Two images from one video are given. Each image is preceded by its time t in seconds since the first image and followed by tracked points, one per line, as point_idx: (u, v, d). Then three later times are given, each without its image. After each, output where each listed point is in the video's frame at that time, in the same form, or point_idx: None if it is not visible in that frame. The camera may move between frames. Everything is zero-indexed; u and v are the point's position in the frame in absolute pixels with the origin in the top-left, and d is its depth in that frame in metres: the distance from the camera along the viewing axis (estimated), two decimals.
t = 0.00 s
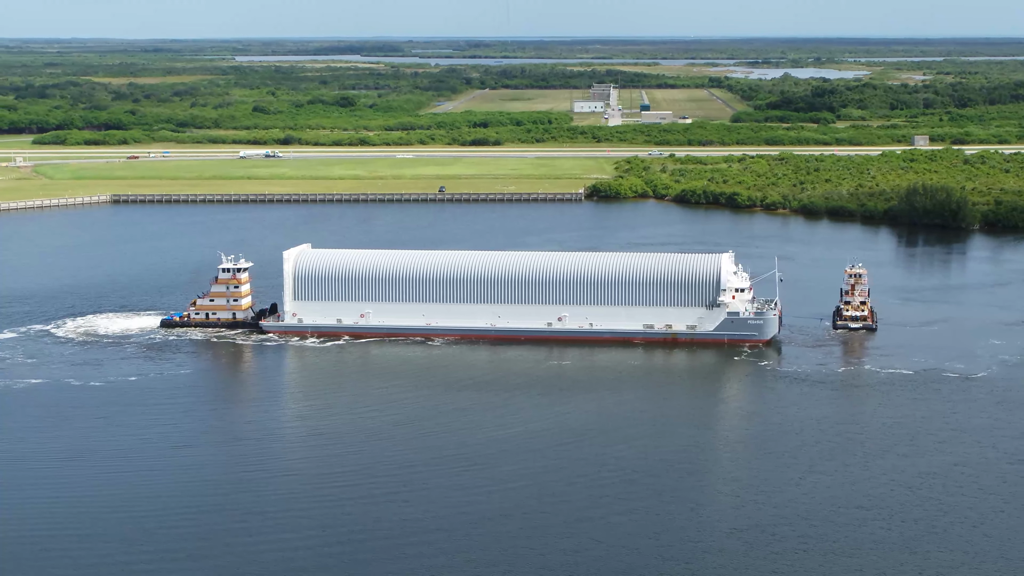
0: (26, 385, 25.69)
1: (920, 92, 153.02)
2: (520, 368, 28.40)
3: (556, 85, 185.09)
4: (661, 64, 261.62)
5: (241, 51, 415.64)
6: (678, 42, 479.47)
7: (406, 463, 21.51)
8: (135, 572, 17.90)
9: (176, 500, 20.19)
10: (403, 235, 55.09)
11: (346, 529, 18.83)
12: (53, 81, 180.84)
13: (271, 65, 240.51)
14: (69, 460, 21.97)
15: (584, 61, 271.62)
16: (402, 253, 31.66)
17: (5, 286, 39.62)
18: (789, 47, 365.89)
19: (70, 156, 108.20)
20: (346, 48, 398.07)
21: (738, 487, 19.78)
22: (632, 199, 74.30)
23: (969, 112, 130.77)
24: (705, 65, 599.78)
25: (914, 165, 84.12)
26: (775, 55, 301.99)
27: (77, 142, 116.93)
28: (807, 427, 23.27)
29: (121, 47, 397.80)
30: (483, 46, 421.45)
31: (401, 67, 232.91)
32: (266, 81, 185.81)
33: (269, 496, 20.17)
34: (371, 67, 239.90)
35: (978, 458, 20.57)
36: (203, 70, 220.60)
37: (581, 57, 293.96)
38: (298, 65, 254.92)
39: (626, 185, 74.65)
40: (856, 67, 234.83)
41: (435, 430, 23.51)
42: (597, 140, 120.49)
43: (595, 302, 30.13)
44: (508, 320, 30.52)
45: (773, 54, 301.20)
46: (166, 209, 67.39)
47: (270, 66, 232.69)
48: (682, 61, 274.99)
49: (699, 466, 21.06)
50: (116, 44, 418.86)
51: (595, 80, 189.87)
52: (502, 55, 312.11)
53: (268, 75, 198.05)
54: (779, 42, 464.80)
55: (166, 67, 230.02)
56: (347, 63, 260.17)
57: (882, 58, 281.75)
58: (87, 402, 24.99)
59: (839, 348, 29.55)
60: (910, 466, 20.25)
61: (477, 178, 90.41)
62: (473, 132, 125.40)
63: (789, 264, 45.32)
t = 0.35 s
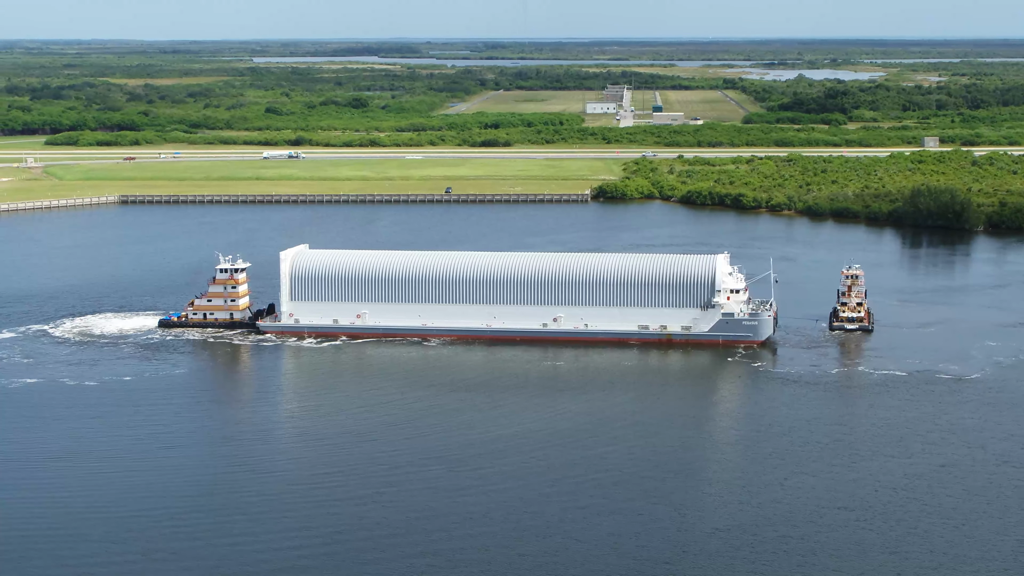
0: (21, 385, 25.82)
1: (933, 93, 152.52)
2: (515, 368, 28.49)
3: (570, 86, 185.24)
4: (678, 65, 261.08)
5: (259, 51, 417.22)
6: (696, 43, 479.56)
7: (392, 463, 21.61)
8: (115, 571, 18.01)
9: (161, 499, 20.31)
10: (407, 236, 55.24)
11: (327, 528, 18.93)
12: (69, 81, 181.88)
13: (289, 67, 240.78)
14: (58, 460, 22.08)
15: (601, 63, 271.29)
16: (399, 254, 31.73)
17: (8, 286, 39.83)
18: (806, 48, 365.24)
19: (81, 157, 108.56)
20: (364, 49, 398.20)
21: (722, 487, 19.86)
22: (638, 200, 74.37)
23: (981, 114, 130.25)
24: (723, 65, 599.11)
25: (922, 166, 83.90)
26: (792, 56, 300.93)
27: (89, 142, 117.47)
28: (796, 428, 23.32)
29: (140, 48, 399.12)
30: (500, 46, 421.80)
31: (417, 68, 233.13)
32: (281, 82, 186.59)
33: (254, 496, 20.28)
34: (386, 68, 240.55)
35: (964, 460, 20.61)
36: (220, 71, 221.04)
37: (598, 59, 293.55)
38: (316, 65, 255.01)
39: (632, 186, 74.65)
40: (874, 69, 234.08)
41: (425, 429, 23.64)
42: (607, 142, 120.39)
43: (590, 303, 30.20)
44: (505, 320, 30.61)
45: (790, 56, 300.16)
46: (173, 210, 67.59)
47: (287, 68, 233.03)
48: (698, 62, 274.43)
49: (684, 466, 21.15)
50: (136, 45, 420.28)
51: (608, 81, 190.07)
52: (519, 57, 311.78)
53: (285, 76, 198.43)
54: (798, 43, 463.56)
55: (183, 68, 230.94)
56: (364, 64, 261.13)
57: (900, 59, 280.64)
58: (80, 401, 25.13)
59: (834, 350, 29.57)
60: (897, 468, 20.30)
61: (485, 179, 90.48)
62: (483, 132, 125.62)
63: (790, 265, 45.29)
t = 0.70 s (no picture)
0: (17, 385, 25.97)
1: (947, 95, 151.93)
2: (511, 369, 28.55)
3: (585, 88, 184.96)
4: (694, 68, 260.51)
5: (279, 53, 417.97)
6: (714, 45, 478.51)
7: (381, 464, 21.70)
8: (98, 571, 18.12)
9: (148, 500, 20.42)
10: (411, 237, 55.29)
11: (311, 529, 19.03)
12: (85, 82, 182.46)
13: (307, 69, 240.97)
14: (50, 461, 22.18)
15: (618, 65, 270.82)
16: (397, 255, 31.81)
17: (10, 286, 40.02)
18: (823, 51, 364.03)
19: (93, 158, 108.91)
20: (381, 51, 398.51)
21: (709, 488, 19.93)
22: (646, 202, 74.31)
23: (994, 116, 129.69)
24: (740, 66, 597.65)
25: (930, 168, 83.64)
26: (810, 58, 299.95)
27: (101, 143, 117.84)
28: (787, 429, 23.35)
29: (161, 49, 400.45)
30: (518, 48, 421.68)
31: (434, 69, 233.15)
32: (296, 84, 186.69)
33: (242, 497, 20.38)
34: (403, 68, 240.62)
35: (952, 462, 20.64)
36: (237, 73, 221.48)
37: (615, 60, 293.02)
38: (332, 67, 255.07)
39: (639, 188, 74.63)
40: (891, 71, 233.34)
41: (415, 430, 23.73)
42: (617, 143, 120.23)
43: (587, 304, 30.24)
44: (502, 321, 30.67)
45: (808, 58, 299.15)
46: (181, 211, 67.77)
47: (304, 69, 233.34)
48: (715, 64, 273.83)
49: (672, 467, 21.22)
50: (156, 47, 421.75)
51: (622, 82, 189.77)
52: (536, 59, 311.20)
53: (301, 77, 198.58)
54: (817, 45, 461.91)
55: (201, 69, 231.27)
56: (382, 66, 261.49)
57: (917, 61, 279.65)
58: (75, 401, 25.27)
59: (830, 351, 29.56)
60: (884, 469, 20.35)
61: (493, 181, 90.52)
62: (494, 134, 125.57)
63: (793, 267, 45.21)
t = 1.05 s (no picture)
0: (12, 385, 26.13)
1: (959, 96, 151.60)
2: (506, 369, 28.59)
3: (599, 89, 184.86)
4: (710, 69, 260.42)
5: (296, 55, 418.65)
6: (730, 45, 477.95)
7: (370, 465, 21.73)
8: (82, 571, 18.18)
9: (135, 501, 20.50)
10: (415, 238, 55.34)
11: (295, 530, 19.11)
12: (100, 83, 183.00)
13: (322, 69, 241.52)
14: (42, 461, 22.31)
15: (633, 65, 270.69)
16: (395, 255, 31.90)
17: (13, 286, 40.21)
18: (839, 52, 363.02)
19: (104, 159, 109.36)
20: (396, 52, 398.90)
21: (697, 490, 19.96)
22: (651, 202, 74.33)
23: (1006, 116, 129.30)
24: (755, 67, 597.23)
25: (938, 169, 83.54)
26: (826, 59, 299.07)
27: (113, 144, 118.18)
28: (778, 431, 23.36)
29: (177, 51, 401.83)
30: (535, 50, 421.72)
31: (448, 70, 233.36)
32: (311, 85, 187.17)
33: (229, 498, 20.44)
34: (418, 70, 240.99)
35: (941, 463, 20.63)
36: (253, 73, 222.00)
37: (630, 61, 292.66)
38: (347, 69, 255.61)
39: (645, 188, 74.66)
40: (906, 72, 232.93)
41: (406, 431, 23.79)
42: (627, 144, 120.24)
43: (584, 305, 30.27)
44: (498, 322, 30.72)
45: (823, 58, 298.29)
46: (188, 212, 68.01)
47: (319, 69, 233.65)
48: (730, 65, 273.34)
49: (661, 468, 21.26)
50: (173, 48, 423.18)
51: (635, 83, 189.60)
52: (551, 59, 311.06)
53: (315, 78, 198.94)
54: (833, 45, 460.79)
55: (217, 70, 231.92)
56: (397, 67, 261.85)
57: (932, 62, 278.85)
58: (70, 401, 25.39)
59: (827, 352, 29.56)
60: (873, 470, 20.35)
61: (501, 182, 90.57)
62: (505, 135, 125.59)
63: (793, 268, 45.18)
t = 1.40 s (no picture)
0: (9, 385, 26.30)
1: (972, 97, 151.19)
2: (502, 370, 28.65)
3: (613, 89, 184.69)
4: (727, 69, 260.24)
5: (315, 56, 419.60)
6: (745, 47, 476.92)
7: (356, 466, 21.80)
8: (65, 572, 18.28)
9: (122, 501, 20.58)
10: (419, 239, 55.43)
11: (281, 530, 19.21)
12: (114, 84, 183.66)
13: (339, 69, 242.21)
14: (34, 461, 22.45)
15: (649, 66, 270.68)
16: (393, 256, 31.95)
17: (16, 286, 40.41)
18: (855, 53, 362.03)
19: (115, 160, 109.82)
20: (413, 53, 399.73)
21: (684, 491, 20.01)
22: (658, 203, 74.33)
23: (1018, 117, 128.87)
24: (771, 65, 596.32)
25: (946, 170, 83.32)
26: (842, 60, 298.46)
27: (125, 145, 118.71)
28: (770, 432, 23.39)
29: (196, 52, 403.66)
30: (552, 51, 421.53)
31: (464, 70, 233.81)
32: (325, 85, 187.82)
33: (216, 499, 20.54)
34: (434, 71, 241.37)
35: (931, 463, 20.63)
36: (269, 74, 222.72)
37: (645, 62, 292.53)
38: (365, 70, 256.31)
39: (652, 189, 74.68)
40: (923, 72, 232.31)
41: (398, 432, 23.83)
42: (637, 145, 120.26)
43: (580, 306, 30.30)
44: (494, 323, 30.78)
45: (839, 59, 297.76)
46: (196, 212, 68.28)
47: (335, 70, 234.24)
48: (745, 66, 273.04)
49: (651, 469, 21.32)
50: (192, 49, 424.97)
51: (648, 84, 189.42)
52: (565, 60, 311.21)
53: (330, 79, 199.41)
54: (849, 45, 458.91)
55: (234, 71, 232.73)
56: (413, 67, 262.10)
57: (948, 62, 278.20)
58: (65, 401, 25.53)
59: (823, 353, 29.54)
60: (861, 472, 20.39)
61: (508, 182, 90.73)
62: (515, 136, 125.64)
63: (795, 269, 45.14)
